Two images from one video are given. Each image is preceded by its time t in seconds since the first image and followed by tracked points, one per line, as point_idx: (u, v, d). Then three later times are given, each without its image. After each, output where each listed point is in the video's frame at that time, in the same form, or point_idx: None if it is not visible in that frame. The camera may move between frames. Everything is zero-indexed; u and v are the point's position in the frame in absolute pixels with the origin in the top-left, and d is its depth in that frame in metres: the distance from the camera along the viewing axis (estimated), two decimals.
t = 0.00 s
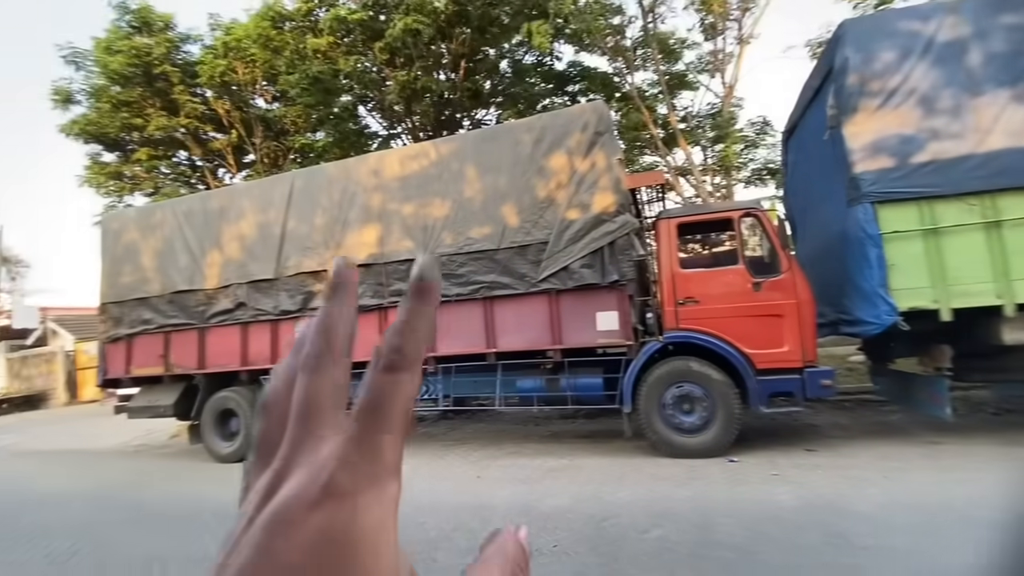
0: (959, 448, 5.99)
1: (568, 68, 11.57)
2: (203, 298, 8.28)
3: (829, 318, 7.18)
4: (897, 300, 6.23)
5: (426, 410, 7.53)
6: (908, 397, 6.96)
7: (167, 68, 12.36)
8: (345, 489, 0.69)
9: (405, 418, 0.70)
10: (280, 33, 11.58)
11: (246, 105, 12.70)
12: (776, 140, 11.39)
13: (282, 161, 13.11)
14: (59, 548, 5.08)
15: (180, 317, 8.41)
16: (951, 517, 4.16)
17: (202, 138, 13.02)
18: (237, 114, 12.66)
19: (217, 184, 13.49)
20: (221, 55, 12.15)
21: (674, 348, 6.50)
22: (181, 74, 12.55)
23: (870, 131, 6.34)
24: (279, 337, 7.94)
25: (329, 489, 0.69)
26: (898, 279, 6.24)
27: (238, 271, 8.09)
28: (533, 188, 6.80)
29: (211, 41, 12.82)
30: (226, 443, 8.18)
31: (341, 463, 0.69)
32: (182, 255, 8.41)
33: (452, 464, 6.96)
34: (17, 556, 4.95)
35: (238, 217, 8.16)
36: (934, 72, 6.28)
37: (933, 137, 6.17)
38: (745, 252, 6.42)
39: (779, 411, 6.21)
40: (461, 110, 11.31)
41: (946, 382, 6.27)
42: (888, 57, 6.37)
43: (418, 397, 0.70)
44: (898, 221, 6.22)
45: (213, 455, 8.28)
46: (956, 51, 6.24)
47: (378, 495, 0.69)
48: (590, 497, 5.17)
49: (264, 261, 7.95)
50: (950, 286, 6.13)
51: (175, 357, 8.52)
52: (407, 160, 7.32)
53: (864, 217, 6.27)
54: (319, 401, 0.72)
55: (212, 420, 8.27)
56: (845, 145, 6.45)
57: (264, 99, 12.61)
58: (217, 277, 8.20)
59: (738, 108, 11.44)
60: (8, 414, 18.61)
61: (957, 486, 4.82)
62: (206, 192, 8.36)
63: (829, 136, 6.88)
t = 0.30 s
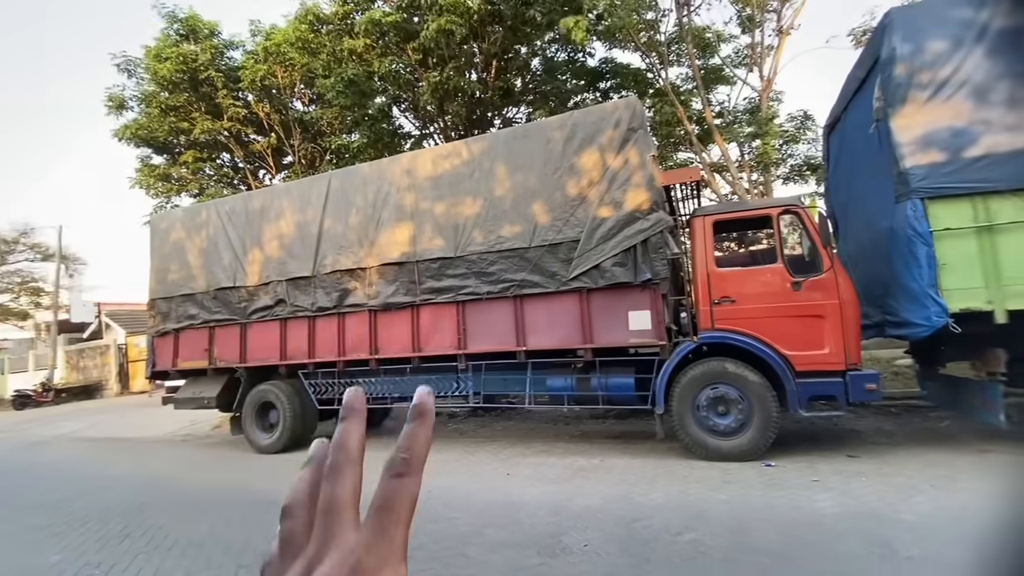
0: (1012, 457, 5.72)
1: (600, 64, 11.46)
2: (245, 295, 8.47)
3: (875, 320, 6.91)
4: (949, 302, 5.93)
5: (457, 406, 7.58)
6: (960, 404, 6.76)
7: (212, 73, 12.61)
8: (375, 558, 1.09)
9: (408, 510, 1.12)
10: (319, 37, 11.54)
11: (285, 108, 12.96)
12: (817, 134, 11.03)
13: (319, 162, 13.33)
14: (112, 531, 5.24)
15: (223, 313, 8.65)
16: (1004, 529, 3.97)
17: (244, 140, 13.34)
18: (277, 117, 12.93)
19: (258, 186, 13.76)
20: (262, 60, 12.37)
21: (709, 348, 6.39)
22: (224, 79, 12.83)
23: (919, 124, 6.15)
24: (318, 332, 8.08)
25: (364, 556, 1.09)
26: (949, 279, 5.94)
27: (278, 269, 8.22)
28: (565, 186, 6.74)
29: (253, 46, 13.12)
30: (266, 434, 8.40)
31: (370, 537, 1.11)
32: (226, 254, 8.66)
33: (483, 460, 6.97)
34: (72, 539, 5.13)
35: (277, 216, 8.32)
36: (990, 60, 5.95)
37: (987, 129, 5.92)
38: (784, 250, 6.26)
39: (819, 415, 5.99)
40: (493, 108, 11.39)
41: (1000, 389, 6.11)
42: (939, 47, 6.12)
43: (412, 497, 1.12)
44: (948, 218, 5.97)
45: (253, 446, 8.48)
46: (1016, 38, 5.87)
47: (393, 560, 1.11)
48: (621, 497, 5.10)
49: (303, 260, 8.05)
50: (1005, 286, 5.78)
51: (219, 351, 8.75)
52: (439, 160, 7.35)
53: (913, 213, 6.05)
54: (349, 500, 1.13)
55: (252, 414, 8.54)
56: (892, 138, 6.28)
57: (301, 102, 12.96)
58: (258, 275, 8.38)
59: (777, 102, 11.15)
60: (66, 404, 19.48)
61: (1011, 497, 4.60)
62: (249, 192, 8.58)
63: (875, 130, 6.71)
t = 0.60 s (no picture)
0: None
1: (623, 63, 11.38)
2: (271, 293, 8.57)
3: (909, 323, 6.74)
4: (987, 305, 5.76)
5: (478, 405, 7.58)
6: (997, 412, 6.53)
7: (241, 76, 12.80)
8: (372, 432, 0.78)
9: (409, 377, 0.80)
10: (345, 41, 11.62)
11: (311, 110, 13.15)
12: (847, 132, 10.76)
13: (343, 164, 13.44)
14: (144, 521, 5.32)
15: (250, 310, 8.76)
16: None
17: (272, 142, 13.49)
18: (303, 119, 13.09)
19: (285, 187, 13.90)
20: (289, 63, 12.71)
21: (733, 351, 6.30)
22: (253, 82, 13.00)
23: (958, 120, 5.98)
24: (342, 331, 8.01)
25: (355, 432, 0.78)
26: (987, 282, 5.75)
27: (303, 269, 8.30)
28: (586, 185, 6.69)
29: (280, 49, 13.29)
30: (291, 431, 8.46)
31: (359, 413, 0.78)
32: (253, 253, 8.78)
33: (503, 460, 6.95)
34: (106, 528, 5.21)
35: (303, 216, 8.42)
36: None
37: None
38: (813, 250, 6.14)
39: (849, 421, 5.86)
40: (515, 109, 11.35)
41: None
42: (977, 41, 5.98)
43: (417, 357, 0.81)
44: (987, 218, 5.78)
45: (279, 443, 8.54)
46: None
47: (392, 441, 0.79)
48: (642, 500, 5.05)
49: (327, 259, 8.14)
50: None
51: (246, 348, 8.86)
52: (460, 160, 7.34)
53: (949, 213, 5.87)
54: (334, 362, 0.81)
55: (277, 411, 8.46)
56: (927, 135, 6.11)
57: (326, 104, 13.07)
58: (284, 274, 8.44)
59: (805, 100, 10.95)
60: (101, 398, 19.97)
61: None
62: (275, 193, 8.70)
63: (909, 127, 6.55)
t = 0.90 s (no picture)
0: None
1: (636, 64, 11.33)
2: (284, 292, 8.60)
3: (928, 327, 6.63)
4: (1009, 310, 5.63)
5: (488, 406, 7.57)
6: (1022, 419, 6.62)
7: (256, 77, 12.88)
8: (350, 491, 0.62)
9: (404, 429, 0.66)
10: (358, 42, 11.68)
11: (325, 111, 13.21)
12: (864, 133, 10.62)
13: (356, 164, 13.49)
14: (159, 516, 5.34)
15: (264, 309, 8.80)
16: None
17: (286, 143, 13.56)
18: (317, 121, 13.17)
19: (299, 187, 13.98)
20: (304, 65, 12.75)
21: (746, 354, 6.23)
22: (268, 83, 13.09)
23: (979, 121, 5.90)
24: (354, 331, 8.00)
25: (333, 487, 0.62)
26: (1009, 286, 5.65)
27: (316, 268, 8.33)
28: (598, 187, 6.66)
29: (295, 51, 13.37)
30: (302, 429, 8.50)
31: (341, 463, 0.63)
32: (267, 253, 8.82)
33: (513, 461, 6.93)
34: (122, 522, 5.24)
35: (316, 216, 8.45)
36: None
37: None
38: (828, 253, 6.08)
39: (864, 426, 5.78)
40: (527, 110, 11.33)
41: None
42: (1000, 41, 5.91)
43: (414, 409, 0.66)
44: (1009, 221, 5.68)
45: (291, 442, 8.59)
46: None
47: (379, 497, 0.63)
48: (653, 504, 5.00)
49: (340, 258, 8.17)
50: None
51: (259, 346, 8.89)
52: (472, 161, 7.33)
53: (970, 215, 5.77)
54: (315, 411, 0.67)
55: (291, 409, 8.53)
56: (948, 136, 6.02)
57: (339, 106, 13.18)
58: (297, 274, 8.49)
59: (821, 100, 10.84)
60: (119, 394, 20.19)
61: None
62: (289, 193, 8.74)
63: (929, 127, 6.46)
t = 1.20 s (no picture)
0: None
1: (640, 68, 11.34)
2: (287, 294, 8.61)
3: (932, 332, 6.60)
4: (1015, 315, 5.62)
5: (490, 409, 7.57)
6: None
7: (260, 80, 12.92)
8: (353, 488, 0.65)
9: (409, 415, 0.68)
10: (362, 45, 11.72)
11: (329, 114, 13.25)
12: (868, 138, 10.60)
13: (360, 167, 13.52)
14: (161, 517, 5.34)
15: (267, 311, 8.81)
16: None
17: (290, 145, 13.60)
18: (321, 123, 13.21)
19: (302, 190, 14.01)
20: (308, 68, 12.78)
21: (749, 358, 6.21)
22: (272, 86, 13.13)
23: (984, 125, 5.88)
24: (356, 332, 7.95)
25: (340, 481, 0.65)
26: (1014, 291, 5.62)
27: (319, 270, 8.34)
28: (602, 190, 6.65)
29: (300, 54, 13.41)
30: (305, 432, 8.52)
31: (346, 457, 0.66)
32: (271, 255, 8.84)
33: (516, 465, 6.92)
34: (125, 522, 5.24)
35: (320, 218, 8.46)
36: None
37: None
38: (832, 257, 6.06)
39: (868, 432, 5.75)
40: (531, 113, 11.36)
41: None
42: (1005, 45, 5.89)
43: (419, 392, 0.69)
44: (1015, 226, 5.65)
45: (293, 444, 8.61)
46: None
47: (387, 488, 0.66)
48: (656, 508, 4.99)
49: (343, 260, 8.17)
50: None
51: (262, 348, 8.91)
52: (475, 164, 7.34)
53: (976, 219, 5.75)
54: (321, 398, 0.73)
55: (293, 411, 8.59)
56: (953, 141, 6.01)
57: (344, 108, 13.24)
58: (300, 275, 8.51)
59: (825, 105, 10.83)
60: (122, 395, 20.24)
61: None
62: (293, 195, 8.77)
63: (934, 132, 6.44)
